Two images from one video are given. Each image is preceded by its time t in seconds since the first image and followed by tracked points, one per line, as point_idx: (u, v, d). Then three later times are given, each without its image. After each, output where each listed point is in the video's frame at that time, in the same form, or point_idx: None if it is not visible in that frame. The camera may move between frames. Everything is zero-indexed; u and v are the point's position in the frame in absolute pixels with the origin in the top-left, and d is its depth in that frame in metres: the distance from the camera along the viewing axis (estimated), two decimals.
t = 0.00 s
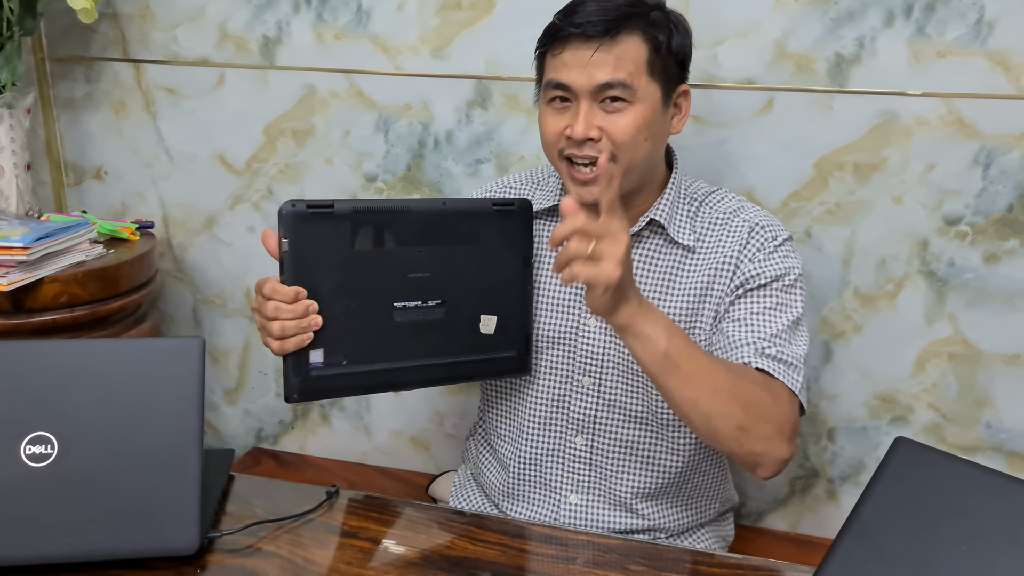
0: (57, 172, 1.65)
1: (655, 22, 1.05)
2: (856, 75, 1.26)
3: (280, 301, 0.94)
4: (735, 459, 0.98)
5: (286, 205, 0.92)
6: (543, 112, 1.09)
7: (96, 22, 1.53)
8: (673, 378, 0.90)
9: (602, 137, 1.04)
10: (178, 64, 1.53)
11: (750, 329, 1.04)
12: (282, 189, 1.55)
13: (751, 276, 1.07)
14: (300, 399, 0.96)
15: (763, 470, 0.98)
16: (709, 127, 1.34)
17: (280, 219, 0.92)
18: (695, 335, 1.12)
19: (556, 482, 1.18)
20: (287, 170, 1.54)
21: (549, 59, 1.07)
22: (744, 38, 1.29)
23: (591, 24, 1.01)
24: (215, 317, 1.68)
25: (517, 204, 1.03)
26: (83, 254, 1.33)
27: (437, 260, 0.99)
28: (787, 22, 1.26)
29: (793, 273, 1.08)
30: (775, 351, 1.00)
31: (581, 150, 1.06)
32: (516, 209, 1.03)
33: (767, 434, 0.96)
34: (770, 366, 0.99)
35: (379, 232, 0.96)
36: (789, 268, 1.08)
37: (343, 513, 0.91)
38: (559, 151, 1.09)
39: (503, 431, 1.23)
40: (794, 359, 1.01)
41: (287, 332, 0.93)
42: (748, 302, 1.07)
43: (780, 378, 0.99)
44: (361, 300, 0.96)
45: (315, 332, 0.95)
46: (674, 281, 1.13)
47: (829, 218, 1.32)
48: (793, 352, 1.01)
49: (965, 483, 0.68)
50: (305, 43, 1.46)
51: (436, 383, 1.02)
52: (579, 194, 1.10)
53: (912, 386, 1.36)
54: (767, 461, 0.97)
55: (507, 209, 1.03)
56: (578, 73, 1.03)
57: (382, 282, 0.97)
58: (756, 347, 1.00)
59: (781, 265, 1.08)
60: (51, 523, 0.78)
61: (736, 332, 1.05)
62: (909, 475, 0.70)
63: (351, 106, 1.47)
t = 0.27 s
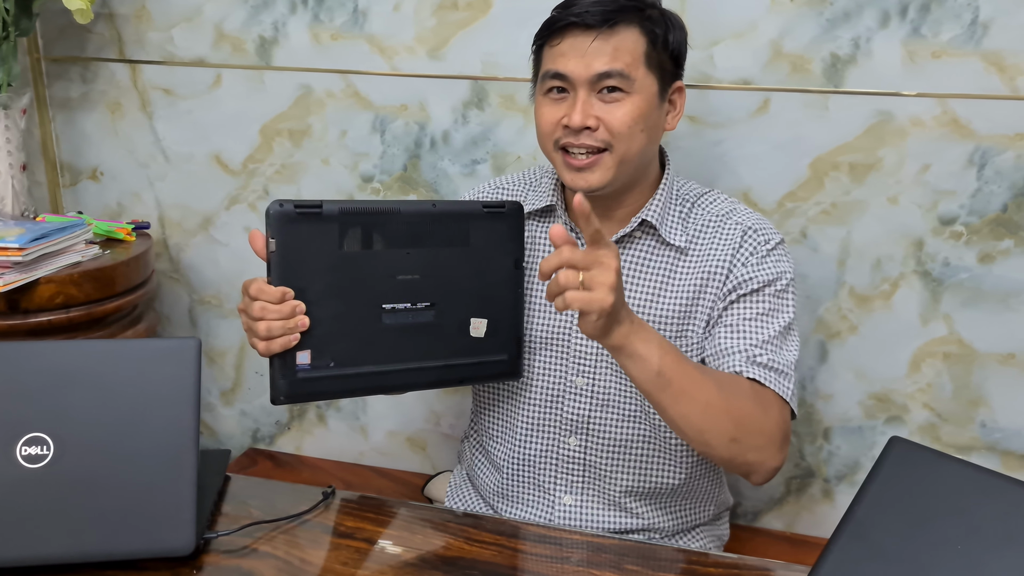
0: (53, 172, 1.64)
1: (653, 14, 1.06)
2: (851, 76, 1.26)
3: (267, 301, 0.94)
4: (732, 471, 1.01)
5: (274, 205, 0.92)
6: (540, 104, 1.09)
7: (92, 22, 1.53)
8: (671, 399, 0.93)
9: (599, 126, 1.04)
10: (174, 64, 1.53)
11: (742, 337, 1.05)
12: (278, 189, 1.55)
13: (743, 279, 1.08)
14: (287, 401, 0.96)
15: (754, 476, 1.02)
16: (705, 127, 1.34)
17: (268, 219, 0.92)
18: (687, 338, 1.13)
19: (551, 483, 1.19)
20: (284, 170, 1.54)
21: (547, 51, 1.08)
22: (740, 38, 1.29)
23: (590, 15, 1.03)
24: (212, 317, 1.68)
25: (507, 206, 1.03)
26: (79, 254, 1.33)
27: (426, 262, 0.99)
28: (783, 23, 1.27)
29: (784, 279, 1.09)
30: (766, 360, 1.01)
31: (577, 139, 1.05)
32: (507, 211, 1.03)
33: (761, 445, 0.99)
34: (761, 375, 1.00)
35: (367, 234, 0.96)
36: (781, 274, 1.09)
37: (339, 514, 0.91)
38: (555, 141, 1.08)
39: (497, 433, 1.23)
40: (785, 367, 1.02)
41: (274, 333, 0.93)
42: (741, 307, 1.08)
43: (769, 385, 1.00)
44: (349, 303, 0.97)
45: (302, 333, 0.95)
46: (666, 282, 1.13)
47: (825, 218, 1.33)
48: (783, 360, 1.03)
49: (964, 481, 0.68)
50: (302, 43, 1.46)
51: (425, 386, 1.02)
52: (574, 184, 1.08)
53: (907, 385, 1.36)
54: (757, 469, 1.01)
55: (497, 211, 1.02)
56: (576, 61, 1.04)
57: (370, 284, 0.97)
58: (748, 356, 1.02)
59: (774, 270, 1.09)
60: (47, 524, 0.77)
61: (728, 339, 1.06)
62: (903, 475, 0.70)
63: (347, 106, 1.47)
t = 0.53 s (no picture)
0: (49, 173, 1.64)
1: (624, 32, 1.05)
2: (846, 77, 1.26)
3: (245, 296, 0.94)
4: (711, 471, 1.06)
5: (253, 198, 0.93)
6: (522, 125, 1.11)
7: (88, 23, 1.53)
8: (638, 413, 0.98)
9: (572, 151, 1.06)
10: (170, 65, 1.53)
11: (733, 343, 1.08)
12: (274, 190, 1.55)
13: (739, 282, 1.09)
14: (266, 396, 0.96)
15: (739, 477, 1.06)
16: (701, 128, 1.34)
17: (247, 212, 0.92)
18: (683, 337, 1.14)
19: (547, 483, 1.19)
20: (280, 171, 1.54)
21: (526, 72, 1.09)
22: (735, 39, 1.29)
23: (559, 39, 1.02)
24: (208, 318, 1.68)
25: (493, 202, 1.03)
26: (75, 255, 1.33)
27: (409, 257, 0.99)
28: (778, 24, 1.27)
29: (778, 281, 1.10)
30: (753, 367, 1.04)
31: (552, 165, 1.08)
32: (492, 208, 1.03)
33: (736, 448, 1.02)
34: (749, 384, 1.03)
35: (348, 228, 0.97)
36: (777, 276, 1.10)
37: (336, 514, 0.91)
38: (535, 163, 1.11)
39: (494, 434, 1.23)
40: (773, 373, 1.05)
41: (251, 326, 0.93)
42: (735, 310, 1.09)
43: (754, 393, 1.04)
44: (330, 298, 0.96)
45: (280, 327, 0.94)
46: (666, 283, 1.14)
47: (821, 219, 1.33)
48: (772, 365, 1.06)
49: (960, 483, 0.68)
50: (298, 44, 1.46)
51: (407, 383, 1.01)
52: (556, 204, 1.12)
53: (903, 385, 1.36)
54: (739, 470, 1.04)
55: (482, 207, 1.03)
56: (546, 89, 1.04)
57: (351, 278, 0.97)
58: (735, 364, 1.05)
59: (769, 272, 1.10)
60: (44, 525, 0.77)
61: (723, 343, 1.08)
62: (899, 475, 0.71)
63: (343, 107, 1.48)
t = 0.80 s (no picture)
0: (45, 173, 1.64)
1: (629, 52, 1.04)
2: (842, 77, 1.27)
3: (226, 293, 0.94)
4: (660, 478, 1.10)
5: (237, 196, 0.92)
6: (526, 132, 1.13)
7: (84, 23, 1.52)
8: (579, 419, 1.05)
9: (568, 167, 1.07)
10: (167, 65, 1.53)
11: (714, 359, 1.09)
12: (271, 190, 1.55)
13: (729, 297, 1.10)
14: (246, 391, 0.97)
15: (687, 488, 1.08)
16: (697, 128, 1.35)
17: (231, 210, 0.92)
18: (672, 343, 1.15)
19: (539, 481, 1.19)
20: (277, 171, 1.54)
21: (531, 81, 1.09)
22: (731, 39, 1.29)
23: (562, 57, 1.02)
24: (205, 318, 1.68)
25: (485, 203, 1.03)
26: (71, 255, 1.32)
27: (395, 257, 0.99)
28: (775, 24, 1.27)
29: (766, 298, 1.11)
30: (720, 387, 1.06)
31: (549, 178, 1.09)
32: (484, 208, 1.02)
33: (677, 461, 1.05)
34: (716, 406, 1.06)
35: (335, 227, 0.96)
36: (765, 293, 1.11)
37: (333, 514, 0.91)
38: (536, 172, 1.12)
39: (489, 431, 1.24)
40: (742, 394, 1.07)
41: (232, 324, 0.93)
42: (719, 325, 1.10)
43: (718, 414, 1.07)
44: (314, 295, 0.96)
45: (262, 325, 0.95)
46: (660, 288, 1.14)
47: (817, 219, 1.33)
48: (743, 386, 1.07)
49: (954, 482, 0.68)
50: (295, 44, 1.46)
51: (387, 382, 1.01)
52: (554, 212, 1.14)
53: (898, 385, 1.37)
54: (682, 483, 1.07)
55: (474, 208, 1.02)
56: (547, 105, 1.05)
57: (335, 277, 0.97)
58: (702, 383, 1.07)
59: (758, 288, 1.11)
60: (39, 526, 0.77)
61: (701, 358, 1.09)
62: (893, 474, 0.71)
63: (340, 107, 1.47)
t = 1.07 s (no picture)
0: (42, 174, 1.64)
1: (634, 65, 1.03)
2: (839, 77, 1.27)
3: (217, 295, 0.95)
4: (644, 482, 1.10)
5: (226, 197, 0.92)
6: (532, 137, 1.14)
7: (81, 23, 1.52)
8: (565, 421, 1.05)
9: (571, 177, 1.08)
10: (164, 65, 1.53)
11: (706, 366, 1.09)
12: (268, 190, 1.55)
13: (725, 305, 1.09)
14: (241, 390, 0.97)
15: (671, 493, 1.08)
16: (693, 129, 1.35)
17: (220, 212, 0.92)
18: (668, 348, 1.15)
19: (535, 483, 1.20)
20: (274, 171, 1.54)
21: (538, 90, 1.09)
22: (727, 40, 1.30)
23: (567, 70, 1.02)
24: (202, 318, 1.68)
25: (473, 197, 1.03)
26: (69, 256, 1.32)
27: (385, 254, 0.99)
28: (771, 25, 1.27)
29: (763, 307, 1.11)
30: (710, 395, 1.06)
31: (552, 186, 1.10)
32: (472, 203, 1.03)
33: (660, 467, 1.05)
34: (704, 413, 1.06)
35: (324, 225, 0.96)
36: (763, 302, 1.11)
37: (330, 514, 0.91)
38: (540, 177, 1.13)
39: (488, 431, 1.24)
40: (732, 402, 1.07)
41: (224, 324, 0.94)
42: (713, 332, 1.09)
43: (708, 422, 1.06)
44: (306, 294, 0.97)
45: (255, 324, 0.95)
46: (660, 294, 1.15)
47: (813, 219, 1.34)
48: (733, 395, 1.07)
49: (948, 481, 0.69)
50: (292, 45, 1.46)
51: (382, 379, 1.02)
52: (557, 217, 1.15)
53: (895, 384, 1.37)
54: (666, 488, 1.07)
55: (463, 202, 1.02)
56: (550, 115, 1.05)
57: (326, 275, 0.97)
58: (693, 390, 1.07)
59: (756, 297, 1.10)
60: (37, 526, 0.77)
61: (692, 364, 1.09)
62: (889, 474, 0.71)
63: (338, 108, 1.48)
